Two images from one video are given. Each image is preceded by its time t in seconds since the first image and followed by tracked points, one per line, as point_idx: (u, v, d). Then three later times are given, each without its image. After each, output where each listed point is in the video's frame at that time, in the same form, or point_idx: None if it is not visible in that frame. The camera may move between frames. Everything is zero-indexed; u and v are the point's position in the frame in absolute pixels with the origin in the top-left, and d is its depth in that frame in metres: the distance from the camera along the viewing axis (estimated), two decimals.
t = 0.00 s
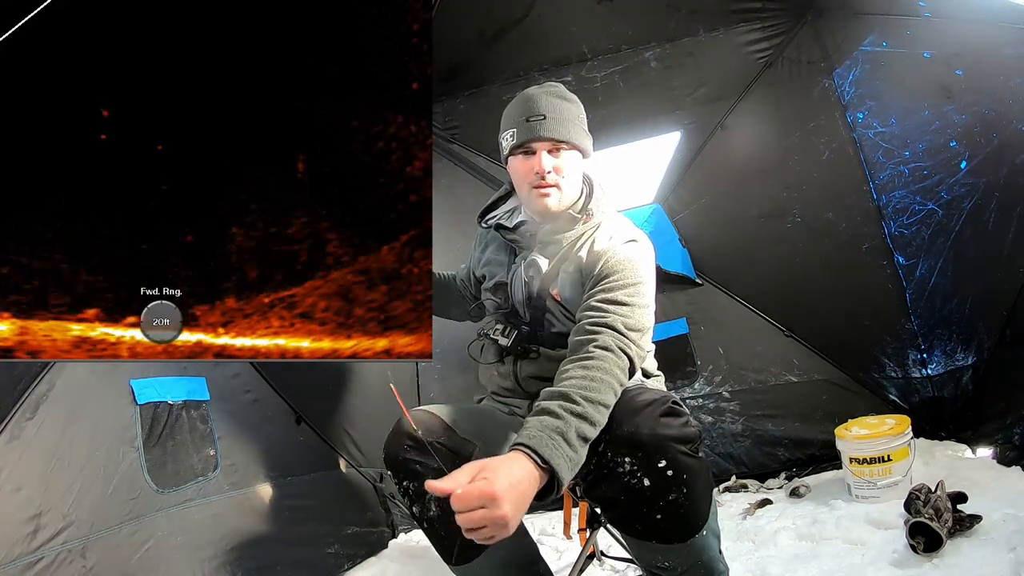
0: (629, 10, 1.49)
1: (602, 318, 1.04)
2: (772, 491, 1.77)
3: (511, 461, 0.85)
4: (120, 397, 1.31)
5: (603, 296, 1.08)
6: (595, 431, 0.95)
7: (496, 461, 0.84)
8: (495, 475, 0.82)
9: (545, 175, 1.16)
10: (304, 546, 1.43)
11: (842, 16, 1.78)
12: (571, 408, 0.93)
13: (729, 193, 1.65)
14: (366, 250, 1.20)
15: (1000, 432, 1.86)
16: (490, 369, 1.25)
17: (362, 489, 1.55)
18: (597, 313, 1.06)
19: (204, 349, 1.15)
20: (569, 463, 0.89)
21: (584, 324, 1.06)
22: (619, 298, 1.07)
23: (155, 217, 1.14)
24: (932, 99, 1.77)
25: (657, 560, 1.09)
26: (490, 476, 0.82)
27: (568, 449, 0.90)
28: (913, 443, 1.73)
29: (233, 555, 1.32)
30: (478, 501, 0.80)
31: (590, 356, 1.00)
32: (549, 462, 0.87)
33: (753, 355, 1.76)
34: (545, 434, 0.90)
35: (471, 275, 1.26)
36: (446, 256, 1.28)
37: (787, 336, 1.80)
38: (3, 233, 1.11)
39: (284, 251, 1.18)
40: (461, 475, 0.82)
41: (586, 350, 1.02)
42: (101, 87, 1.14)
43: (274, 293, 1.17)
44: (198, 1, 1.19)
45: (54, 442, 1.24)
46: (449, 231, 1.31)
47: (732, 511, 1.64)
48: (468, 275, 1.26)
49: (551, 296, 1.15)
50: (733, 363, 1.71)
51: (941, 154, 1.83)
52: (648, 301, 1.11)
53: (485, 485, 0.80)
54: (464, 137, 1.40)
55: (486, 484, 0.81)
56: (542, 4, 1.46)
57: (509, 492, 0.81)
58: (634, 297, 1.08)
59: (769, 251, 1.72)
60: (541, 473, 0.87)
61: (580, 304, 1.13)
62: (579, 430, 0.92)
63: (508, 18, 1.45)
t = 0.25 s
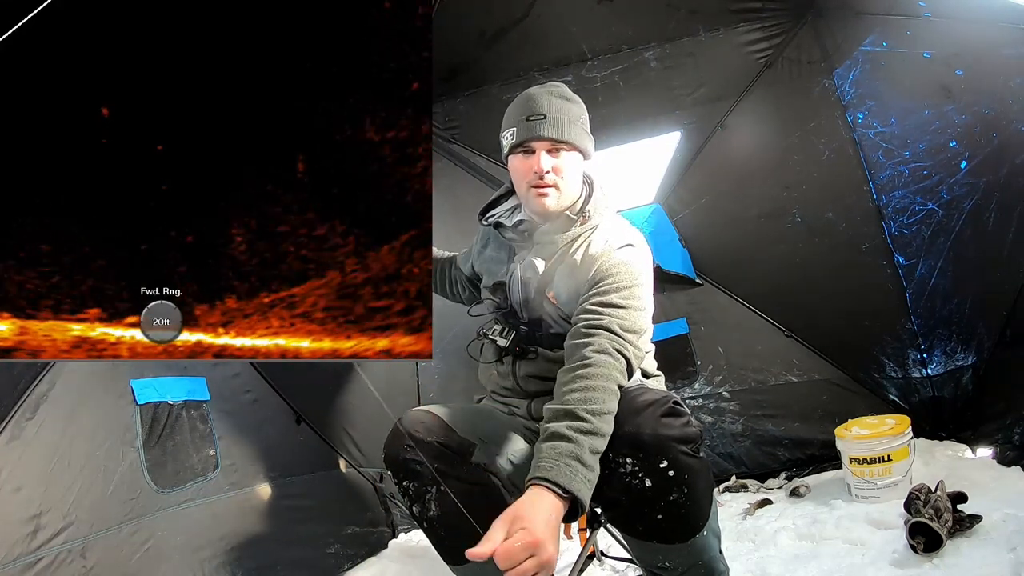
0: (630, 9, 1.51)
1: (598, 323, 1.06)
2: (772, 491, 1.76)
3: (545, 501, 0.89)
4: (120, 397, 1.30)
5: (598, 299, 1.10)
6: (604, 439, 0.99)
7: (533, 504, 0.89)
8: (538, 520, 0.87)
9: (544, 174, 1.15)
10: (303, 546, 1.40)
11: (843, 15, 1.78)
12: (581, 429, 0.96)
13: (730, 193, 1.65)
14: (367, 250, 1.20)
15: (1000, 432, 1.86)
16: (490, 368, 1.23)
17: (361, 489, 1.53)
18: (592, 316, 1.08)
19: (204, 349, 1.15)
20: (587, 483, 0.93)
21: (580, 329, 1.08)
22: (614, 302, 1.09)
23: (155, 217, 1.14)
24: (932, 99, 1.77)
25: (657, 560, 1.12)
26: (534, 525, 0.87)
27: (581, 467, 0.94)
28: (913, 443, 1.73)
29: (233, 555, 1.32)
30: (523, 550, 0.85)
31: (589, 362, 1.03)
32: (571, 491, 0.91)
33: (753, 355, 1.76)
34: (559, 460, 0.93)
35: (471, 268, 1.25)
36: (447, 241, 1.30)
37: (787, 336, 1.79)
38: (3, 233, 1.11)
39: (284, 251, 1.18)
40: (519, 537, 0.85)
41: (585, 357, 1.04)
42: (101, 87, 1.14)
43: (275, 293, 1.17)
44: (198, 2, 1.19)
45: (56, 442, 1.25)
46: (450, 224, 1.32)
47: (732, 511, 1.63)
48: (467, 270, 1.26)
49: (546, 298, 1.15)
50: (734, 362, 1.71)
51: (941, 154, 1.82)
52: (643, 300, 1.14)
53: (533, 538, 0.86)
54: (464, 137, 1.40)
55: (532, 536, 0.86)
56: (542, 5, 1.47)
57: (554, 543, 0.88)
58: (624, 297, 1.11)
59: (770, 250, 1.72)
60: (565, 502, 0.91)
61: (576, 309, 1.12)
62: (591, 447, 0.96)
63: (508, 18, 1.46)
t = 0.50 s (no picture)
0: (630, 10, 1.49)
1: (604, 315, 1.03)
2: (772, 491, 1.77)
3: (495, 449, 0.86)
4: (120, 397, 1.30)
5: (605, 293, 1.06)
6: (598, 420, 0.94)
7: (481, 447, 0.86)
8: (473, 467, 0.84)
9: (542, 172, 1.16)
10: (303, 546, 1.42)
11: (843, 15, 1.78)
12: (571, 396, 0.93)
13: (730, 193, 1.66)
14: (367, 250, 1.21)
15: (1000, 432, 1.84)
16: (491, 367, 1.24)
17: (362, 489, 1.55)
18: (599, 310, 1.04)
19: (203, 349, 1.15)
20: (564, 449, 0.89)
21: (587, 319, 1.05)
22: (620, 294, 1.05)
23: (155, 218, 1.14)
24: (932, 99, 1.77)
25: (659, 560, 1.07)
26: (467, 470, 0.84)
27: (563, 431, 0.90)
28: (913, 443, 1.73)
29: (233, 555, 1.32)
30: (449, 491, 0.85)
31: (594, 348, 0.99)
32: (544, 445, 0.88)
33: (753, 355, 1.75)
34: (540, 418, 0.90)
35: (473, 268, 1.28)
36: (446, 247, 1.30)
37: (787, 336, 1.79)
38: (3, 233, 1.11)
39: (284, 251, 1.18)
40: (448, 476, 0.84)
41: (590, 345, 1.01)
42: (101, 86, 1.14)
43: (275, 293, 1.17)
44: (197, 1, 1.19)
45: (55, 441, 1.24)
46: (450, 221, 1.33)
47: (732, 511, 1.64)
48: (468, 270, 1.29)
49: (551, 294, 1.14)
50: (734, 363, 1.71)
51: (941, 154, 1.82)
52: (651, 299, 1.09)
53: (462, 481, 0.84)
54: (464, 137, 1.44)
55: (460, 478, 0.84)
56: (541, 5, 1.45)
57: (486, 495, 0.85)
58: (633, 291, 1.07)
59: (769, 250, 1.72)
60: (535, 456, 0.88)
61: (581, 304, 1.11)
62: (577, 418, 0.92)
63: (509, 18, 1.44)
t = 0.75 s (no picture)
0: (630, 9, 1.51)
1: (632, 301, 1.01)
2: (772, 491, 1.77)
3: (525, 385, 0.87)
4: (120, 397, 1.31)
5: (627, 282, 1.04)
6: (613, 395, 0.92)
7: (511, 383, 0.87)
8: (507, 397, 0.85)
9: (541, 169, 1.17)
10: (303, 546, 1.42)
11: (843, 15, 1.78)
12: (594, 359, 0.92)
13: (730, 193, 1.66)
14: (367, 250, 1.21)
15: (1000, 432, 1.85)
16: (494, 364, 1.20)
17: (364, 489, 1.57)
18: (626, 296, 1.03)
19: (204, 349, 1.15)
20: (582, 409, 0.88)
21: (612, 300, 1.03)
22: (643, 284, 1.04)
23: (155, 217, 1.14)
24: (932, 99, 1.77)
25: (664, 555, 1.06)
26: (500, 401, 0.85)
27: (584, 391, 0.89)
28: (913, 443, 1.73)
29: (232, 555, 1.32)
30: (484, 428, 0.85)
31: (621, 327, 0.98)
32: (562, 391, 0.87)
33: (753, 355, 1.75)
34: (565, 371, 0.90)
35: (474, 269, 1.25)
36: (446, 267, 1.26)
37: (787, 336, 1.80)
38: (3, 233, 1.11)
39: (284, 250, 1.18)
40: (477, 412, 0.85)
41: (617, 325, 0.99)
42: (101, 86, 1.14)
43: (275, 293, 1.17)
44: (198, 2, 1.19)
45: (55, 442, 1.24)
46: (452, 224, 1.30)
47: (732, 511, 1.65)
48: (469, 275, 1.26)
49: (560, 284, 1.13)
50: (733, 362, 1.71)
51: (941, 154, 1.82)
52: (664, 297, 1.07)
53: (495, 411, 0.84)
54: (464, 138, 1.41)
55: (494, 408, 0.85)
56: (542, 5, 1.47)
57: (521, 423, 0.84)
58: (653, 285, 1.06)
59: (770, 250, 1.73)
60: (553, 402, 0.87)
61: (593, 294, 1.09)
62: (597, 385, 0.90)
63: (508, 18, 1.47)
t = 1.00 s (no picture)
0: (630, 9, 1.49)
1: (630, 301, 1.01)
2: (772, 491, 1.76)
3: (522, 363, 0.90)
4: (120, 397, 1.31)
5: (625, 282, 1.04)
6: (604, 390, 0.93)
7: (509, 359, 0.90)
8: (511, 368, 0.87)
9: (543, 169, 1.17)
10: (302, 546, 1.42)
11: (843, 15, 1.79)
12: (587, 352, 0.94)
13: (729, 194, 1.66)
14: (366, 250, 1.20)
15: (1000, 432, 1.84)
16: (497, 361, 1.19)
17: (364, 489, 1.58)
18: (623, 296, 1.03)
19: (204, 349, 1.15)
20: (569, 399, 0.89)
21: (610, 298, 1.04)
22: (641, 284, 1.04)
23: (155, 218, 1.14)
24: (932, 99, 1.77)
25: (662, 555, 1.05)
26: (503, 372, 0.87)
27: (573, 381, 0.90)
28: (913, 443, 1.73)
29: (233, 555, 1.32)
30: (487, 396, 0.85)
31: (616, 326, 0.99)
32: (552, 379, 0.88)
33: (754, 355, 1.75)
34: (556, 360, 0.92)
35: (475, 268, 1.26)
36: (446, 276, 1.30)
37: (787, 336, 1.80)
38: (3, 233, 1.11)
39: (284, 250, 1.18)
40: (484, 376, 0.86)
41: (613, 323, 1.00)
42: (100, 86, 1.14)
43: (275, 293, 1.17)
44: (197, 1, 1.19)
45: (55, 442, 1.24)
46: (451, 225, 1.34)
47: (732, 511, 1.65)
48: (472, 279, 1.27)
49: (560, 281, 1.14)
50: (734, 362, 1.71)
51: (941, 154, 1.82)
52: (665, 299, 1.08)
53: (500, 377, 0.86)
54: (464, 137, 1.44)
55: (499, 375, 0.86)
56: (542, 5, 1.45)
57: (523, 393, 0.86)
58: (652, 286, 1.06)
59: (771, 249, 1.73)
60: (542, 387, 0.88)
61: (592, 291, 1.10)
62: (587, 379, 0.92)
63: (508, 18, 1.45)
